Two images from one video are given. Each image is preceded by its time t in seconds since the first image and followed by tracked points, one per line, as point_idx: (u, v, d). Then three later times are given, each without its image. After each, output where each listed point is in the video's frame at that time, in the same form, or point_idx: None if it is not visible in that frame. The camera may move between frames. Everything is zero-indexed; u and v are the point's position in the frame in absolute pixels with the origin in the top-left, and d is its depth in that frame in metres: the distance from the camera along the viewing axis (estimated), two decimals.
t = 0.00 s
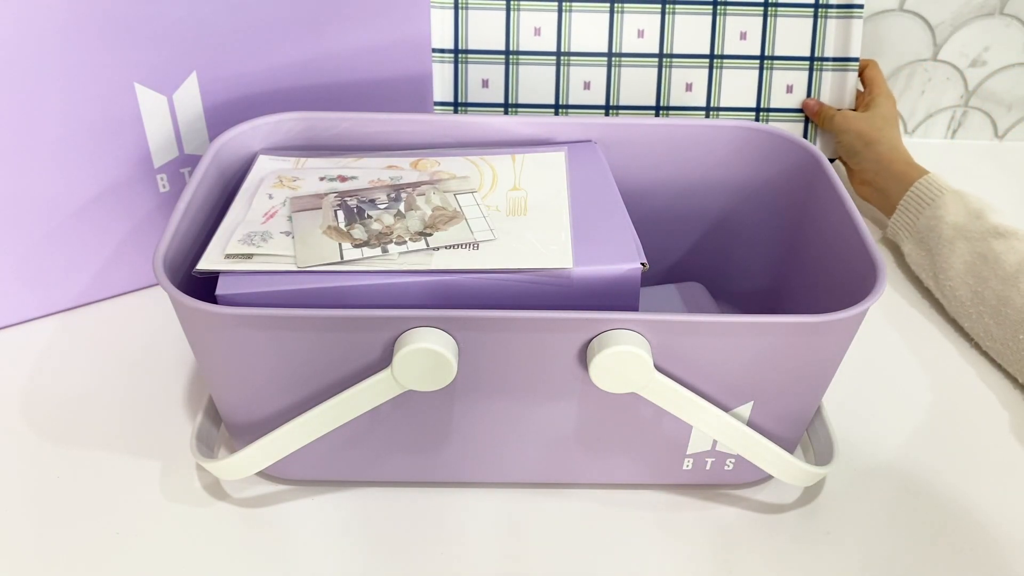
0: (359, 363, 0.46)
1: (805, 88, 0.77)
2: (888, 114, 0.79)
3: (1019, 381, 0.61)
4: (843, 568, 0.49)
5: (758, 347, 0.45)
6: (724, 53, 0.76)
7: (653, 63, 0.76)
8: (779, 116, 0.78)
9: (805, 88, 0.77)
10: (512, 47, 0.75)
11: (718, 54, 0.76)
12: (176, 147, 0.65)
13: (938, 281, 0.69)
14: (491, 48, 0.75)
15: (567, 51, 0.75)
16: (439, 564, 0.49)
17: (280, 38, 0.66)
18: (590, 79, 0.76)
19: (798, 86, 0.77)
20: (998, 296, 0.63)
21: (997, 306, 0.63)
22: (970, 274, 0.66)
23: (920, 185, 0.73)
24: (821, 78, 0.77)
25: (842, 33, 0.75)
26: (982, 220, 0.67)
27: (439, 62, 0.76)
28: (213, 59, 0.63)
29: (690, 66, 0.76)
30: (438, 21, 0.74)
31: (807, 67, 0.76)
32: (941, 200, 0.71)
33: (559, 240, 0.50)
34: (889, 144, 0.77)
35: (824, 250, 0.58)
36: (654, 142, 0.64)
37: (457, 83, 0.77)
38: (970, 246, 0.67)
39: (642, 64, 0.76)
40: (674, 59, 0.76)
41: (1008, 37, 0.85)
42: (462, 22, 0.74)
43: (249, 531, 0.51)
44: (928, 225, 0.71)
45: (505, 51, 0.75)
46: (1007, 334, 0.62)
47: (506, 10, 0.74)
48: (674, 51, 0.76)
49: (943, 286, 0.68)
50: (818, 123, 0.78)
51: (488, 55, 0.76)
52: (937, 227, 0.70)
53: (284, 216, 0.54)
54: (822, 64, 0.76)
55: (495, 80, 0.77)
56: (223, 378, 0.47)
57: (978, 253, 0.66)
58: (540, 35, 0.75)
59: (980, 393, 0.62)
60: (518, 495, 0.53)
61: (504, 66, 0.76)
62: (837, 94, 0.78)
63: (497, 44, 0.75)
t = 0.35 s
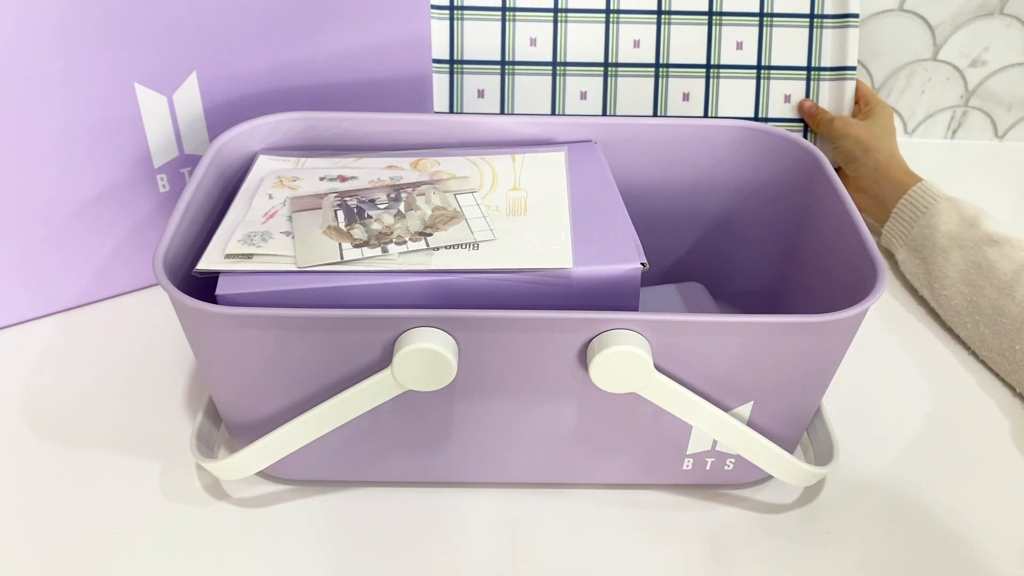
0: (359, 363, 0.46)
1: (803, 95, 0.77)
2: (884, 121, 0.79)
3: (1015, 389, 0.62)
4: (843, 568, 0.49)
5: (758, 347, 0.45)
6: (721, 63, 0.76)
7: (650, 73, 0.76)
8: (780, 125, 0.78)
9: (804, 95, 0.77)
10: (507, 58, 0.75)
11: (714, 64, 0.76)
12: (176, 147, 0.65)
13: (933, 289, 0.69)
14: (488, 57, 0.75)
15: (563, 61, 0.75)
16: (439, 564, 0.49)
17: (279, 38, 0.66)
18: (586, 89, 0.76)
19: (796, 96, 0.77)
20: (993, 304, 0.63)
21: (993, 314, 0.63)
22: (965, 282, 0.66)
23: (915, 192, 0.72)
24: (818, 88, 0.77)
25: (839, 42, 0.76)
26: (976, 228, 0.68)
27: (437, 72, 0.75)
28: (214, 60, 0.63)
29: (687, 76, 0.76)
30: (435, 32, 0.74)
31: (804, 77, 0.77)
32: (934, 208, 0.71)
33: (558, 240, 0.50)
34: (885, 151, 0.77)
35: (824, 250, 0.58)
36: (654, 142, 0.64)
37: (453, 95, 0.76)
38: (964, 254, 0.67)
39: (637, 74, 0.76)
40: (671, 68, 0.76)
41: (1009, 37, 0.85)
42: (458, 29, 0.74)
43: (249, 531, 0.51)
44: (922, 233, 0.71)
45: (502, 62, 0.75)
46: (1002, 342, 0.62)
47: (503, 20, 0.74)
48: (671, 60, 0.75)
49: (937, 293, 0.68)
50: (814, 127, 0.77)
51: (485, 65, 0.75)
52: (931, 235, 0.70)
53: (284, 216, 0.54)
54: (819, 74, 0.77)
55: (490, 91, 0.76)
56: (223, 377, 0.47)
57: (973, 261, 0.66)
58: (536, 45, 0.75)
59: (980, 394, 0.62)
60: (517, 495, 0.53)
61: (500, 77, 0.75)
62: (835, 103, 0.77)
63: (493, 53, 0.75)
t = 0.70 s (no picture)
0: (359, 363, 0.46)
1: (805, 72, 0.78)
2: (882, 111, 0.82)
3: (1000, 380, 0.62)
4: (844, 568, 0.49)
5: (758, 347, 0.45)
6: (720, 44, 0.76)
7: (647, 54, 0.77)
8: (776, 105, 0.80)
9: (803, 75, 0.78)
10: (503, 39, 0.77)
11: (714, 44, 0.76)
12: (176, 147, 0.65)
13: (919, 280, 0.70)
14: (483, 40, 0.77)
15: (559, 43, 0.77)
16: (438, 564, 0.49)
17: (279, 38, 0.66)
18: (582, 70, 0.78)
19: (795, 76, 0.78)
20: (977, 295, 0.65)
21: (977, 305, 0.64)
22: (950, 274, 0.68)
23: (902, 179, 0.75)
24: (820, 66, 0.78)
25: (844, 23, 0.76)
26: (960, 220, 0.70)
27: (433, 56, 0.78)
28: (214, 60, 0.63)
29: (684, 57, 0.77)
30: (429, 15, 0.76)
31: (805, 57, 0.78)
32: (920, 199, 0.73)
33: (559, 240, 0.50)
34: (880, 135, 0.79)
35: (824, 250, 0.58)
36: (654, 142, 0.64)
37: (450, 74, 0.79)
38: (949, 245, 0.69)
39: (634, 54, 0.77)
40: (668, 50, 0.77)
41: (1009, 37, 0.85)
42: (454, 12, 0.76)
43: (248, 531, 0.50)
44: (907, 225, 0.73)
45: (498, 44, 0.77)
46: (985, 332, 0.63)
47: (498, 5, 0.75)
48: (669, 42, 0.76)
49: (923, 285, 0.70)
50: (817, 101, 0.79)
51: (481, 47, 0.77)
52: (915, 227, 0.72)
53: (284, 216, 0.54)
54: (822, 54, 0.77)
55: (487, 72, 0.79)
56: (222, 377, 0.47)
57: (957, 252, 0.68)
58: (532, 26, 0.76)
59: (981, 394, 0.62)
60: (517, 495, 0.53)
61: (497, 59, 0.78)
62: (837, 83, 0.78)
63: (489, 36, 0.77)
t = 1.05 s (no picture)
0: (359, 363, 0.46)
1: (787, 66, 0.81)
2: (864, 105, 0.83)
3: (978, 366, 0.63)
4: (846, 569, 0.49)
5: (758, 347, 0.45)
6: (706, 38, 0.79)
7: (635, 46, 0.79)
8: (757, 99, 0.82)
9: (785, 69, 0.81)
10: (495, 29, 0.78)
11: (699, 38, 0.79)
12: (176, 147, 0.65)
13: (898, 268, 0.71)
14: (474, 29, 0.78)
15: (550, 33, 0.78)
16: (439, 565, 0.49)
17: (279, 38, 0.66)
18: (571, 61, 0.80)
19: (777, 71, 0.81)
20: (956, 283, 0.66)
21: (955, 292, 0.66)
22: (930, 263, 0.69)
23: (883, 173, 0.75)
24: (800, 61, 0.80)
25: (824, 19, 0.78)
26: (940, 209, 0.70)
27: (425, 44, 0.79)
28: (214, 60, 0.63)
29: (671, 50, 0.79)
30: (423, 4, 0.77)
31: (786, 52, 0.80)
32: (901, 189, 0.73)
33: (559, 240, 0.50)
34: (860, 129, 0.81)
35: (824, 250, 0.58)
36: (654, 142, 0.64)
37: (441, 63, 0.80)
38: (928, 234, 0.70)
39: (623, 46, 0.79)
40: (656, 42, 0.79)
41: (1009, 37, 0.85)
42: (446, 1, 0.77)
43: (249, 532, 0.50)
44: (887, 215, 0.74)
45: (489, 33, 0.78)
46: (964, 318, 0.64)
47: None
48: (656, 34, 0.78)
49: (903, 273, 0.71)
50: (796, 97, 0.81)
51: (473, 36, 0.78)
52: (896, 216, 0.73)
53: (284, 216, 0.54)
54: (803, 48, 0.80)
55: (478, 61, 0.80)
56: (222, 377, 0.47)
57: (936, 242, 0.69)
58: (524, 16, 0.77)
59: (982, 393, 0.62)
60: (518, 496, 0.53)
61: (488, 48, 0.79)
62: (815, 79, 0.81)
63: (481, 25, 0.78)
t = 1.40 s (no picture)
0: (359, 362, 0.46)
1: (786, 66, 0.81)
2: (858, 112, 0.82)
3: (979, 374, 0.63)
4: (846, 569, 0.49)
5: (758, 347, 0.45)
6: (704, 38, 0.79)
7: (634, 47, 0.79)
8: (756, 99, 0.82)
9: (784, 69, 0.81)
10: (495, 30, 0.78)
11: (698, 39, 0.79)
12: (176, 147, 0.65)
13: (894, 281, 0.71)
14: (473, 31, 0.78)
15: (549, 34, 0.78)
16: (439, 565, 0.49)
17: (280, 39, 0.66)
18: (570, 62, 0.80)
19: (776, 70, 0.81)
20: (954, 292, 0.66)
21: (954, 301, 0.66)
22: (926, 273, 0.69)
23: (874, 186, 0.76)
24: (799, 61, 0.80)
25: (823, 19, 0.78)
26: (933, 220, 0.70)
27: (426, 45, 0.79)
28: (214, 60, 0.63)
29: (670, 51, 0.79)
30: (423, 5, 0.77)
31: (785, 52, 0.80)
32: (893, 202, 0.74)
33: (559, 240, 0.50)
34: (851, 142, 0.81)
35: (825, 250, 0.58)
36: (654, 141, 0.65)
37: (441, 64, 0.80)
38: (923, 245, 0.70)
39: (622, 46, 0.79)
40: (654, 43, 0.79)
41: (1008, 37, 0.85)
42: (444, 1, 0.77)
43: (249, 532, 0.50)
44: (881, 227, 0.74)
45: (488, 35, 0.78)
46: (962, 327, 0.64)
47: None
48: (655, 35, 0.78)
49: (899, 285, 0.71)
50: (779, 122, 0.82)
51: (473, 37, 0.79)
52: (891, 229, 0.73)
53: (284, 216, 0.54)
54: (801, 48, 0.80)
55: (478, 63, 0.80)
56: (222, 376, 0.47)
57: (932, 252, 0.69)
58: (522, 18, 0.78)
59: (981, 393, 0.62)
60: (517, 495, 0.53)
61: (487, 49, 0.79)
62: (815, 79, 0.81)
63: (481, 27, 0.78)
